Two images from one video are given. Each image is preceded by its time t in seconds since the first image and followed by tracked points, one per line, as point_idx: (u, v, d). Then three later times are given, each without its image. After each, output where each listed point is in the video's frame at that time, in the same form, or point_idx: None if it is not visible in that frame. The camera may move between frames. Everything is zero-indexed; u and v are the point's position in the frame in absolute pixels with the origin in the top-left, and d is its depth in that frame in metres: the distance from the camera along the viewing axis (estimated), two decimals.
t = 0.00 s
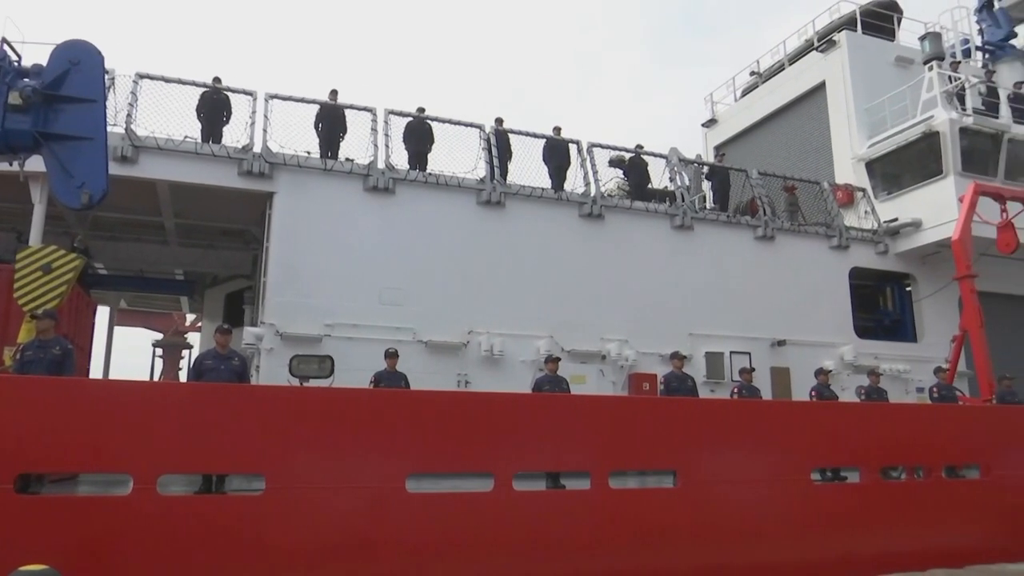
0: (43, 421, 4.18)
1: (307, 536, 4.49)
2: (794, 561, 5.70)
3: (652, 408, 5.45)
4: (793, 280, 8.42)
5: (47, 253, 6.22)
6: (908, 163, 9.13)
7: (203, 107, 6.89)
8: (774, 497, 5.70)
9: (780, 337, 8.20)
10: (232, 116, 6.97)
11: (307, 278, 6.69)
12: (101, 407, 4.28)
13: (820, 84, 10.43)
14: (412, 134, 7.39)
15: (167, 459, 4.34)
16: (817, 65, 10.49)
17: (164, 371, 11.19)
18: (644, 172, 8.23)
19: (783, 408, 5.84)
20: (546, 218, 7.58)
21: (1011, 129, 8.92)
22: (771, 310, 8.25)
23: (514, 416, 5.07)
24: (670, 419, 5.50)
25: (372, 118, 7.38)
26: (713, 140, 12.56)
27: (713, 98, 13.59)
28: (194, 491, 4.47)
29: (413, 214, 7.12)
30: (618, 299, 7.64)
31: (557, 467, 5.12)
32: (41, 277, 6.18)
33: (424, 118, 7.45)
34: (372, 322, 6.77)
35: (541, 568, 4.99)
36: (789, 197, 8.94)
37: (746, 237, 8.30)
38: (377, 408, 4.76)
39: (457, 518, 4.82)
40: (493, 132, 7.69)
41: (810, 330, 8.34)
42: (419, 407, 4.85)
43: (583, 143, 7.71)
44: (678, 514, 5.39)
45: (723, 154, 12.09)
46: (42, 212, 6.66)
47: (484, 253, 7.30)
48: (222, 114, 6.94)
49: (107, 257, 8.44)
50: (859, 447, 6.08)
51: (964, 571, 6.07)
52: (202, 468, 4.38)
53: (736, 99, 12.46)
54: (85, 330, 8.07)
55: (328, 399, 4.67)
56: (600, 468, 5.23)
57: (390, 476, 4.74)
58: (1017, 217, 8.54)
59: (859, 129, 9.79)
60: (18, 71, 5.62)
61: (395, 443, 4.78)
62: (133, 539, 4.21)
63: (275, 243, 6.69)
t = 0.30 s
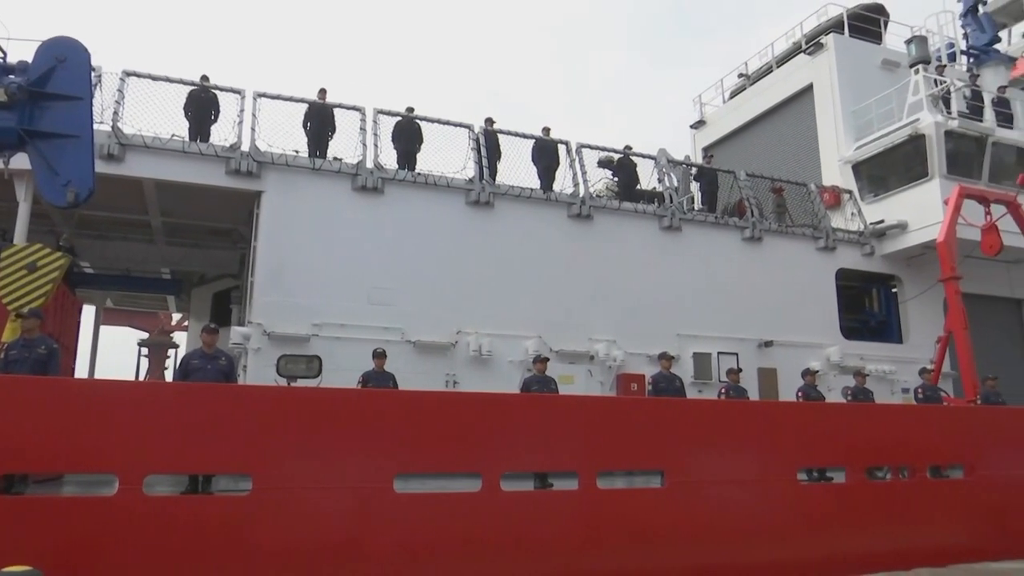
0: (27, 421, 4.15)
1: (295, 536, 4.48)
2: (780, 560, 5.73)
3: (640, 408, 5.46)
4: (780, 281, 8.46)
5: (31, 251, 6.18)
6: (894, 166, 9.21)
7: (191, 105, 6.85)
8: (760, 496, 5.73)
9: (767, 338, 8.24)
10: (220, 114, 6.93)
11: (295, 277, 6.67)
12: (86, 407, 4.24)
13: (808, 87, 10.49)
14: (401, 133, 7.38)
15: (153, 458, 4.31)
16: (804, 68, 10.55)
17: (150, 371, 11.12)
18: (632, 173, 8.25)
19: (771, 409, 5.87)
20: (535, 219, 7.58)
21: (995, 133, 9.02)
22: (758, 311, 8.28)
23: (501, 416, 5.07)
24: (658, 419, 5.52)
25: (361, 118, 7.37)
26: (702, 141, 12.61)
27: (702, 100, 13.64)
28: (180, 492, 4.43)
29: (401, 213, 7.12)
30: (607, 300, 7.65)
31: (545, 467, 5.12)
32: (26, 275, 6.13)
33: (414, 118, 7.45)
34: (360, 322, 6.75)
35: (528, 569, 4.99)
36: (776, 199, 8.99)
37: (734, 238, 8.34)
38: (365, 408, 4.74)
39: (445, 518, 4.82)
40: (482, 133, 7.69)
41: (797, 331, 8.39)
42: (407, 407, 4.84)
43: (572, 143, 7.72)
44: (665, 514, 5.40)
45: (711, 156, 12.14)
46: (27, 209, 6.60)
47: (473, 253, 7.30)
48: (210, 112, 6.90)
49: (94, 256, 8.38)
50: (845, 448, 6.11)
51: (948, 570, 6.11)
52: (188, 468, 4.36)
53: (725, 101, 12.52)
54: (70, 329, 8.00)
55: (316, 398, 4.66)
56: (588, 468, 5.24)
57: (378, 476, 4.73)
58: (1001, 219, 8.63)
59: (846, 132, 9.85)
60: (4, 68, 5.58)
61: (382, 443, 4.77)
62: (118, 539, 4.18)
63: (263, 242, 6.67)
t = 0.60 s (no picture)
0: (11, 420, 4.11)
1: (281, 536, 4.46)
2: (767, 560, 5.76)
3: (628, 408, 5.48)
4: (768, 282, 8.51)
5: (15, 249, 6.14)
6: (880, 168, 9.27)
7: (178, 103, 6.81)
8: (747, 496, 5.76)
9: (754, 339, 8.28)
10: (207, 113, 6.89)
11: (282, 276, 6.64)
12: (70, 406, 4.21)
13: (795, 89, 10.55)
14: (389, 133, 7.37)
15: (138, 458, 4.28)
16: (792, 70, 10.61)
17: (135, 370, 11.05)
18: (620, 173, 8.27)
19: (758, 408, 5.90)
20: (523, 219, 7.59)
21: (979, 136, 9.11)
22: (746, 312, 8.32)
23: (489, 416, 5.07)
24: (646, 419, 5.53)
25: (349, 117, 7.35)
26: (690, 143, 12.65)
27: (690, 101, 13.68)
28: (166, 492, 4.39)
29: (389, 212, 7.11)
30: (595, 300, 7.67)
31: (533, 466, 5.13)
32: (10, 274, 6.07)
33: (402, 117, 7.44)
34: (348, 322, 6.73)
35: (515, 569, 4.99)
36: (764, 200, 9.03)
37: (721, 239, 8.38)
38: (352, 408, 4.73)
39: (432, 518, 4.81)
40: (471, 132, 7.69)
41: (784, 332, 8.43)
42: (394, 406, 4.83)
43: (560, 143, 7.73)
44: (653, 514, 5.41)
45: (699, 157, 12.18)
46: (12, 207, 6.54)
47: (461, 252, 7.30)
48: (197, 110, 6.86)
49: (79, 255, 8.32)
50: (831, 448, 6.15)
51: (932, 569, 6.16)
52: (174, 468, 4.33)
53: (713, 103, 12.56)
54: (55, 328, 7.94)
55: (303, 398, 4.64)
56: (576, 468, 5.25)
57: (365, 476, 4.72)
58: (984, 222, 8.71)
59: (833, 134, 9.91)
60: None
61: (369, 443, 4.76)
62: (103, 539, 4.15)
63: (251, 240, 6.63)
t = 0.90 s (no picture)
0: None
1: (266, 536, 4.44)
2: (752, 559, 5.79)
3: (615, 408, 5.49)
4: (754, 282, 8.54)
5: None
6: (865, 170, 9.34)
7: (164, 101, 6.77)
8: (733, 495, 5.79)
9: (741, 339, 8.31)
10: (193, 111, 6.86)
11: (269, 275, 6.61)
12: (53, 406, 4.18)
13: (782, 91, 10.61)
14: (377, 132, 7.36)
15: (122, 458, 4.26)
16: (779, 72, 10.67)
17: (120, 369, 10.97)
18: (608, 174, 8.28)
19: (744, 408, 5.93)
20: (511, 219, 7.59)
21: (963, 139, 9.20)
22: (732, 312, 8.36)
23: (475, 416, 5.07)
24: (632, 419, 5.55)
25: (337, 115, 7.34)
26: (678, 144, 12.69)
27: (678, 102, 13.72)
28: (152, 493, 4.38)
29: (376, 212, 7.10)
30: (582, 300, 7.69)
31: (520, 466, 5.13)
32: None
33: (390, 116, 7.43)
34: (334, 321, 6.71)
35: (502, 568, 4.99)
36: (751, 201, 9.08)
37: (708, 239, 8.42)
38: (338, 408, 4.72)
39: (418, 518, 4.80)
40: (459, 132, 7.69)
41: (770, 332, 8.48)
42: (380, 406, 4.82)
43: (548, 143, 7.74)
44: (639, 514, 5.43)
45: (687, 158, 12.22)
46: None
47: (449, 252, 7.30)
48: (183, 108, 6.83)
49: (64, 253, 8.26)
50: (816, 448, 6.19)
51: (915, 568, 6.21)
52: (158, 468, 4.31)
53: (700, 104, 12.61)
54: (38, 327, 7.87)
55: (288, 398, 4.63)
56: (563, 468, 5.26)
57: (351, 476, 4.70)
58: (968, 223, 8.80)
59: (819, 136, 9.98)
60: None
61: (355, 443, 4.74)
62: (86, 540, 4.12)
63: (237, 239, 6.60)
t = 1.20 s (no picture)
0: None
1: (253, 536, 4.42)
2: (740, 559, 5.82)
3: (603, 408, 5.50)
4: (741, 282, 8.58)
5: None
6: (852, 171, 9.40)
7: (151, 100, 6.74)
8: (721, 495, 5.81)
9: (728, 340, 8.35)
10: (181, 109, 6.82)
11: (256, 274, 6.59)
12: (38, 406, 4.15)
13: (770, 92, 10.67)
14: (366, 131, 7.35)
15: (108, 458, 4.23)
16: (767, 74, 10.72)
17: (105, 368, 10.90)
18: (597, 174, 8.30)
19: (731, 409, 5.95)
20: (500, 219, 7.60)
21: (948, 141, 9.28)
22: (720, 312, 8.39)
23: (463, 415, 5.07)
24: (620, 419, 5.56)
25: (325, 114, 7.32)
26: (666, 145, 12.73)
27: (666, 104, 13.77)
28: (137, 492, 4.36)
29: (365, 210, 7.09)
30: (571, 300, 7.70)
31: (508, 466, 5.13)
32: None
33: (379, 116, 7.41)
34: (323, 321, 6.70)
35: (490, 568, 4.99)
36: (738, 202, 9.12)
37: (696, 240, 8.45)
38: (325, 408, 4.70)
39: (405, 519, 4.79)
40: (448, 132, 7.68)
41: (758, 333, 8.52)
42: (369, 406, 4.81)
43: (537, 143, 7.75)
44: (627, 514, 5.44)
45: (675, 159, 12.27)
46: None
47: (438, 252, 7.29)
48: (171, 106, 6.80)
49: (49, 251, 8.20)
50: (803, 448, 6.23)
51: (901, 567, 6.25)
52: (145, 468, 4.28)
53: (689, 105, 12.66)
54: (23, 326, 7.81)
55: (276, 398, 4.61)
56: (551, 468, 5.27)
57: (339, 476, 4.69)
58: (953, 225, 8.88)
59: (807, 138, 10.03)
60: None
61: (343, 443, 4.73)
62: (72, 540, 4.10)
63: (225, 238, 6.58)
